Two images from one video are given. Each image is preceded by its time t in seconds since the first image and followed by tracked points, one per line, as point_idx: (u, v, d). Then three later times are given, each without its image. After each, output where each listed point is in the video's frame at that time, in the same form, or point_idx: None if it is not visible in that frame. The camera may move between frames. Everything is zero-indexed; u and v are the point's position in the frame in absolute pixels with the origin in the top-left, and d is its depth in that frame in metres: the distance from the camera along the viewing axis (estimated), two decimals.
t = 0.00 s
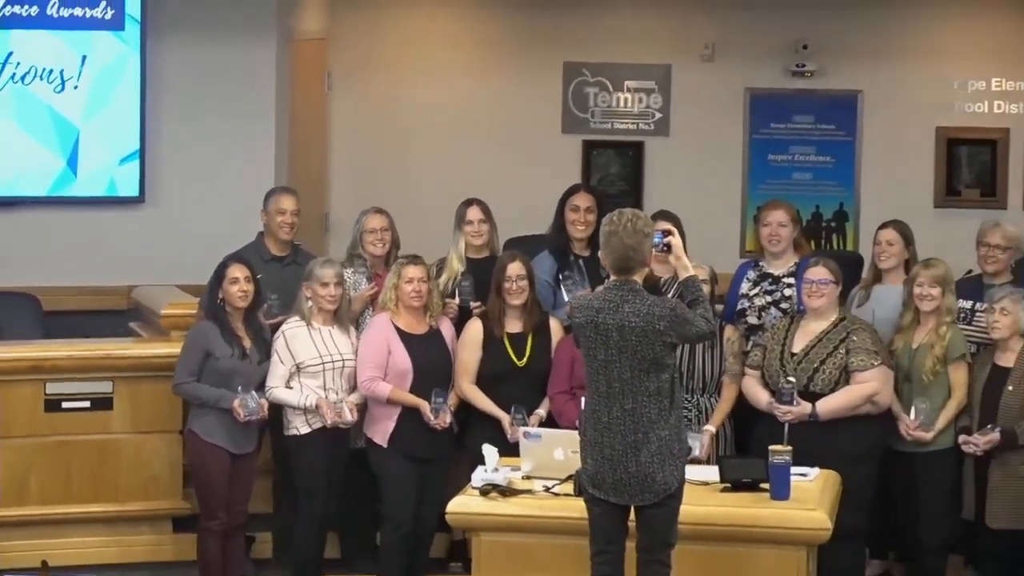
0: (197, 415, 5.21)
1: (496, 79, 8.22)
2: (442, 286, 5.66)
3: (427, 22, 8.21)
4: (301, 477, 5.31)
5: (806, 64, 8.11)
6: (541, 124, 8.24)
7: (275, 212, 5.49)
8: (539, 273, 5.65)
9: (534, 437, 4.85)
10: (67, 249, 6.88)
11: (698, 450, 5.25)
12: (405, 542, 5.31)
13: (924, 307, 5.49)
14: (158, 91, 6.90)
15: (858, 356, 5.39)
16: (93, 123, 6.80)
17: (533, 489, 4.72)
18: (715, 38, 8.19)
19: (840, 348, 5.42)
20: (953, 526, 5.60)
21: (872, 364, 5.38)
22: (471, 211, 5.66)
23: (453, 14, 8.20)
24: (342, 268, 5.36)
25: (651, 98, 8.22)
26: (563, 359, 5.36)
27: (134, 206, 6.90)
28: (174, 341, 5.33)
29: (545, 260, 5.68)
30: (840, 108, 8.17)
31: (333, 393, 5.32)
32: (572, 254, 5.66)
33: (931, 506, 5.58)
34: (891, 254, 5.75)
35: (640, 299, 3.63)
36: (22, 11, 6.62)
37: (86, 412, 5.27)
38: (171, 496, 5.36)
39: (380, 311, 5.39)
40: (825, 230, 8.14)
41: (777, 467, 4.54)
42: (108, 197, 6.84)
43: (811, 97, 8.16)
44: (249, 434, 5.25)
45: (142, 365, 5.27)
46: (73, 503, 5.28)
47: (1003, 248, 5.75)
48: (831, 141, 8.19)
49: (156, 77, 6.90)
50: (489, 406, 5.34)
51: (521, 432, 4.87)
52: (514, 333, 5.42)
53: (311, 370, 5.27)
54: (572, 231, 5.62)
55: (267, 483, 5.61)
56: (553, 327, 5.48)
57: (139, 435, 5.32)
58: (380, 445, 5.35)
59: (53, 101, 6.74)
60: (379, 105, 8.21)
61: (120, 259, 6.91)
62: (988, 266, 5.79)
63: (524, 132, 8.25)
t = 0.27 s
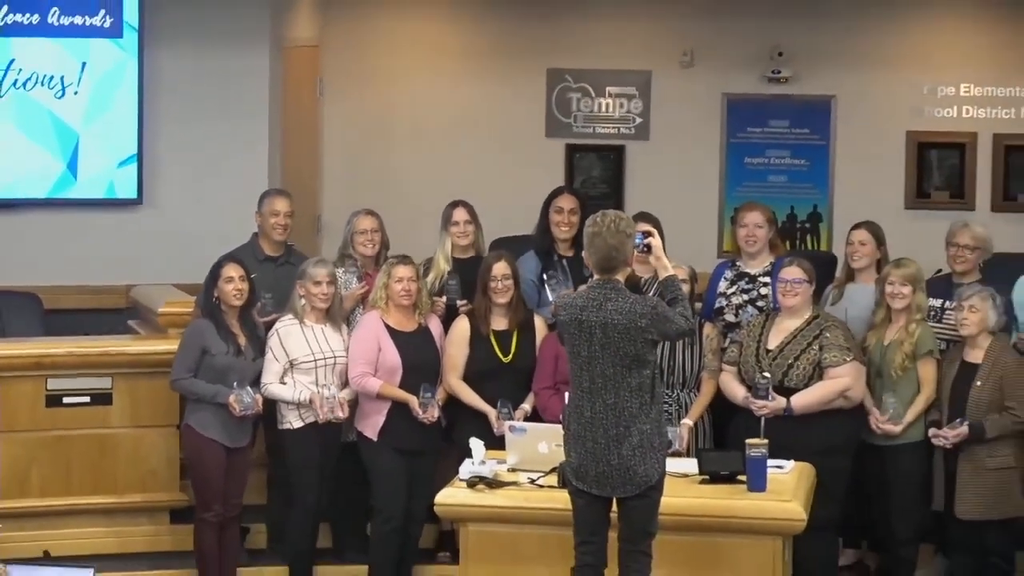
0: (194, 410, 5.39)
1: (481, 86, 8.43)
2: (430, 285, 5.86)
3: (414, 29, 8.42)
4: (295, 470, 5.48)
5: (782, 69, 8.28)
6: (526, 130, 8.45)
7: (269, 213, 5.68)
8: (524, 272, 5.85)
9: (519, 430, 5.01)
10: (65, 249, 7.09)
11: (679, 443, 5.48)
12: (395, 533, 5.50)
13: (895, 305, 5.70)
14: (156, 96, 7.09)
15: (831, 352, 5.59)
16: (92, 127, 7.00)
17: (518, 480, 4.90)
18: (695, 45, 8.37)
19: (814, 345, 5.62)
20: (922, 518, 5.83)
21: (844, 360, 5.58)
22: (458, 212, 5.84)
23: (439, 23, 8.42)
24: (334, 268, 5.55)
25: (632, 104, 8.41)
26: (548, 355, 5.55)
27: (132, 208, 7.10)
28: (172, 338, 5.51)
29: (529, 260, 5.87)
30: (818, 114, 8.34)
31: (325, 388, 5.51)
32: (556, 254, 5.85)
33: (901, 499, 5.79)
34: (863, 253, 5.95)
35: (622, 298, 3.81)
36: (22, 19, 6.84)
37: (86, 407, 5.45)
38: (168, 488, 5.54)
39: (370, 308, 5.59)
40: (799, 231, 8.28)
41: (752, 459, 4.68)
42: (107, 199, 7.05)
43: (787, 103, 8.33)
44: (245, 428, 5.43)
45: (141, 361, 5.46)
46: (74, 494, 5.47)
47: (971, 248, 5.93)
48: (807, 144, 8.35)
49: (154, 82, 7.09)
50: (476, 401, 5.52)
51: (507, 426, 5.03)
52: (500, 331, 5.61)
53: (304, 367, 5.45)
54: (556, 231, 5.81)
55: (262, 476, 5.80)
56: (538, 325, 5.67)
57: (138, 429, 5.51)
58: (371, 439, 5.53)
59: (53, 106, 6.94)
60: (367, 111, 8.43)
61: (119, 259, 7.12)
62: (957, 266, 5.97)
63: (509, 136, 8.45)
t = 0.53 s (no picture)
0: (190, 405, 5.57)
1: (467, 91, 8.64)
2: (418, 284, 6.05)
3: (400, 36, 8.63)
4: (288, 462, 5.66)
5: (758, 76, 8.50)
6: (510, 134, 8.66)
7: (264, 215, 5.87)
8: (509, 272, 6.06)
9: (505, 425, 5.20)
10: (64, 249, 7.28)
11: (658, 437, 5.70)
12: (385, 524, 5.71)
13: (867, 304, 5.92)
14: (154, 101, 7.29)
15: (805, 349, 5.79)
16: (92, 132, 7.19)
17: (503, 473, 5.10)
18: (674, 52, 8.59)
19: (789, 341, 5.83)
20: (894, 508, 5.98)
21: (818, 356, 5.78)
22: (445, 214, 6.04)
23: (425, 31, 8.63)
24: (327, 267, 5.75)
25: (614, 109, 8.62)
26: (533, 352, 5.75)
27: (130, 209, 7.30)
28: (169, 336, 5.71)
29: (515, 261, 6.07)
30: (791, 118, 8.53)
31: (317, 384, 5.70)
32: (540, 255, 6.06)
33: (874, 491, 5.96)
34: (836, 254, 6.16)
35: (605, 296, 3.98)
36: (27, 28, 7.02)
37: (86, 402, 5.65)
38: (166, 480, 5.75)
39: (362, 308, 5.76)
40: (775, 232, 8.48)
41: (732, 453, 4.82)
42: (106, 201, 7.23)
43: (762, 108, 8.54)
44: (241, 422, 5.62)
45: (140, 358, 5.66)
46: (74, 487, 5.66)
47: (942, 248, 6.13)
48: (782, 149, 8.54)
49: (152, 89, 7.29)
50: (464, 396, 5.72)
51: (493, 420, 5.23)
52: (487, 329, 5.81)
53: (296, 363, 5.64)
54: (540, 233, 6.02)
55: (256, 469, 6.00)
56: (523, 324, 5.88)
57: (137, 423, 5.70)
58: (362, 434, 5.71)
59: (56, 112, 7.15)
60: (355, 117, 8.63)
61: (119, 259, 7.33)
62: (927, 265, 6.17)
63: (494, 140, 8.66)
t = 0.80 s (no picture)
0: (188, 399, 5.77)
1: (453, 97, 8.84)
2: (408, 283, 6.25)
3: (388, 43, 8.82)
4: (282, 456, 5.86)
5: (736, 82, 8.71)
6: (496, 138, 8.87)
7: (258, 216, 6.07)
8: (496, 271, 6.26)
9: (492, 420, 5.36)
10: (64, 250, 7.48)
11: (638, 431, 5.90)
12: (377, 515, 5.91)
13: (841, 303, 6.13)
14: (151, 107, 7.49)
15: (782, 346, 5.97)
16: (92, 136, 7.43)
17: (490, 465, 5.28)
18: (655, 60, 8.81)
19: (766, 338, 6.01)
20: (867, 500, 6.18)
21: (795, 353, 5.97)
22: (433, 215, 6.25)
23: (412, 38, 8.83)
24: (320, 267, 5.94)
25: (596, 115, 8.83)
26: (519, 348, 5.95)
27: (128, 212, 7.49)
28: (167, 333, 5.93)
29: (501, 261, 6.28)
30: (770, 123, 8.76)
31: (310, 379, 5.88)
32: (525, 255, 6.27)
33: (846, 482, 6.18)
34: (811, 254, 6.38)
35: (590, 295, 4.18)
36: (27, 35, 7.33)
37: (87, 398, 5.85)
38: (165, 473, 5.94)
39: (354, 306, 5.95)
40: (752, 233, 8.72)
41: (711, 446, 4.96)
42: (104, 204, 7.44)
43: (740, 114, 8.77)
44: (236, 416, 5.81)
45: (138, 354, 5.87)
46: (75, 479, 5.86)
47: (914, 248, 6.33)
48: (759, 153, 8.77)
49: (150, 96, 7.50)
50: (453, 391, 5.92)
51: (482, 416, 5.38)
52: (474, 326, 6.02)
53: (290, 359, 5.83)
54: (526, 234, 6.23)
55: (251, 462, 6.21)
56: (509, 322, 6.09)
57: (136, 418, 5.91)
58: (354, 428, 5.90)
59: (57, 117, 7.41)
60: (343, 122, 8.81)
61: (121, 260, 7.51)
62: (900, 265, 6.37)
63: (480, 145, 8.86)
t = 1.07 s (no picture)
0: (186, 395, 5.96)
1: (442, 102, 9.06)
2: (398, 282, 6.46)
3: (379, 49, 9.03)
4: (278, 449, 6.06)
5: (716, 88, 8.94)
6: (483, 143, 9.08)
7: (253, 218, 6.27)
8: (484, 271, 6.48)
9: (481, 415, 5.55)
10: (64, 250, 7.68)
11: (621, 425, 6.11)
12: (369, 506, 6.12)
13: (816, 301, 6.34)
14: (152, 112, 7.73)
15: (760, 342, 6.19)
16: (93, 140, 7.60)
17: (478, 458, 5.49)
18: (638, 66, 9.02)
19: (745, 335, 6.22)
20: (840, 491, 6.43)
21: (772, 349, 6.19)
22: (422, 217, 6.46)
23: (402, 44, 9.04)
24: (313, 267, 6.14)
25: (580, 120, 9.05)
26: (507, 345, 6.16)
27: (128, 213, 7.70)
28: (164, 331, 6.14)
29: (489, 261, 6.49)
30: (748, 128, 8.97)
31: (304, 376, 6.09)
32: (512, 255, 6.48)
33: (823, 475, 6.39)
34: (788, 254, 6.61)
35: (575, 294, 4.40)
36: (32, 43, 7.51)
37: (88, 393, 6.06)
38: (163, 466, 6.17)
39: (348, 305, 6.16)
40: (731, 234, 8.94)
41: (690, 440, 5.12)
42: (106, 205, 7.63)
43: (720, 118, 8.98)
44: (233, 412, 6.01)
45: (138, 352, 6.08)
46: (77, 472, 6.07)
47: (887, 248, 6.55)
48: (737, 156, 8.99)
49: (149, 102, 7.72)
50: (443, 387, 6.13)
51: (470, 411, 5.57)
52: (463, 324, 6.22)
53: (285, 356, 6.04)
54: (513, 235, 6.44)
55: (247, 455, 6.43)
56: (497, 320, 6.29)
57: (136, 413, 6.13)
58: (346, 423, 6.11)
59: (59, 122, 7.57)
60: (337, 126, 9.03)
61: (120, 260, 7.72)
62: (874, 264, 6.59)
63: (468, 148, 9.07)
